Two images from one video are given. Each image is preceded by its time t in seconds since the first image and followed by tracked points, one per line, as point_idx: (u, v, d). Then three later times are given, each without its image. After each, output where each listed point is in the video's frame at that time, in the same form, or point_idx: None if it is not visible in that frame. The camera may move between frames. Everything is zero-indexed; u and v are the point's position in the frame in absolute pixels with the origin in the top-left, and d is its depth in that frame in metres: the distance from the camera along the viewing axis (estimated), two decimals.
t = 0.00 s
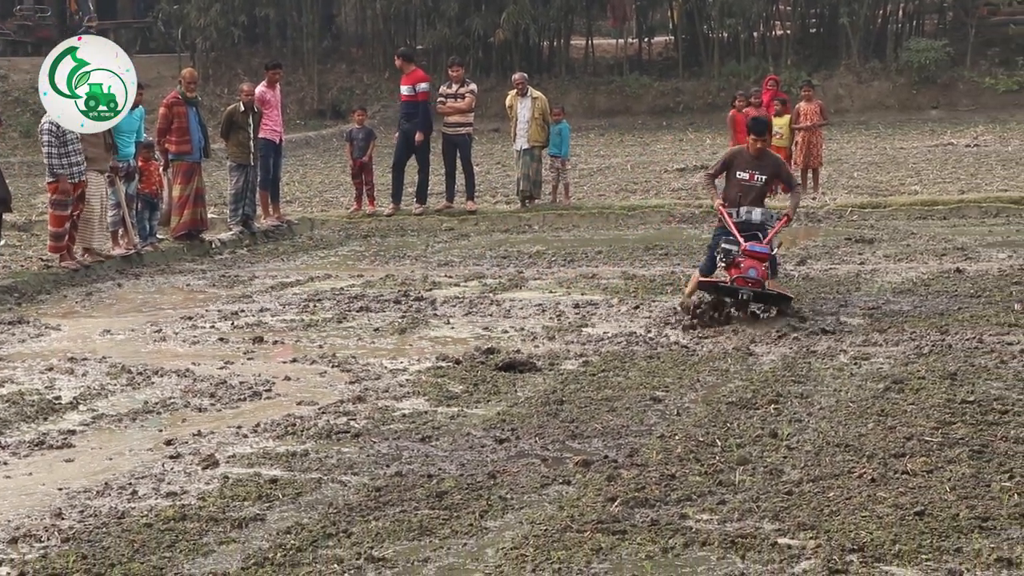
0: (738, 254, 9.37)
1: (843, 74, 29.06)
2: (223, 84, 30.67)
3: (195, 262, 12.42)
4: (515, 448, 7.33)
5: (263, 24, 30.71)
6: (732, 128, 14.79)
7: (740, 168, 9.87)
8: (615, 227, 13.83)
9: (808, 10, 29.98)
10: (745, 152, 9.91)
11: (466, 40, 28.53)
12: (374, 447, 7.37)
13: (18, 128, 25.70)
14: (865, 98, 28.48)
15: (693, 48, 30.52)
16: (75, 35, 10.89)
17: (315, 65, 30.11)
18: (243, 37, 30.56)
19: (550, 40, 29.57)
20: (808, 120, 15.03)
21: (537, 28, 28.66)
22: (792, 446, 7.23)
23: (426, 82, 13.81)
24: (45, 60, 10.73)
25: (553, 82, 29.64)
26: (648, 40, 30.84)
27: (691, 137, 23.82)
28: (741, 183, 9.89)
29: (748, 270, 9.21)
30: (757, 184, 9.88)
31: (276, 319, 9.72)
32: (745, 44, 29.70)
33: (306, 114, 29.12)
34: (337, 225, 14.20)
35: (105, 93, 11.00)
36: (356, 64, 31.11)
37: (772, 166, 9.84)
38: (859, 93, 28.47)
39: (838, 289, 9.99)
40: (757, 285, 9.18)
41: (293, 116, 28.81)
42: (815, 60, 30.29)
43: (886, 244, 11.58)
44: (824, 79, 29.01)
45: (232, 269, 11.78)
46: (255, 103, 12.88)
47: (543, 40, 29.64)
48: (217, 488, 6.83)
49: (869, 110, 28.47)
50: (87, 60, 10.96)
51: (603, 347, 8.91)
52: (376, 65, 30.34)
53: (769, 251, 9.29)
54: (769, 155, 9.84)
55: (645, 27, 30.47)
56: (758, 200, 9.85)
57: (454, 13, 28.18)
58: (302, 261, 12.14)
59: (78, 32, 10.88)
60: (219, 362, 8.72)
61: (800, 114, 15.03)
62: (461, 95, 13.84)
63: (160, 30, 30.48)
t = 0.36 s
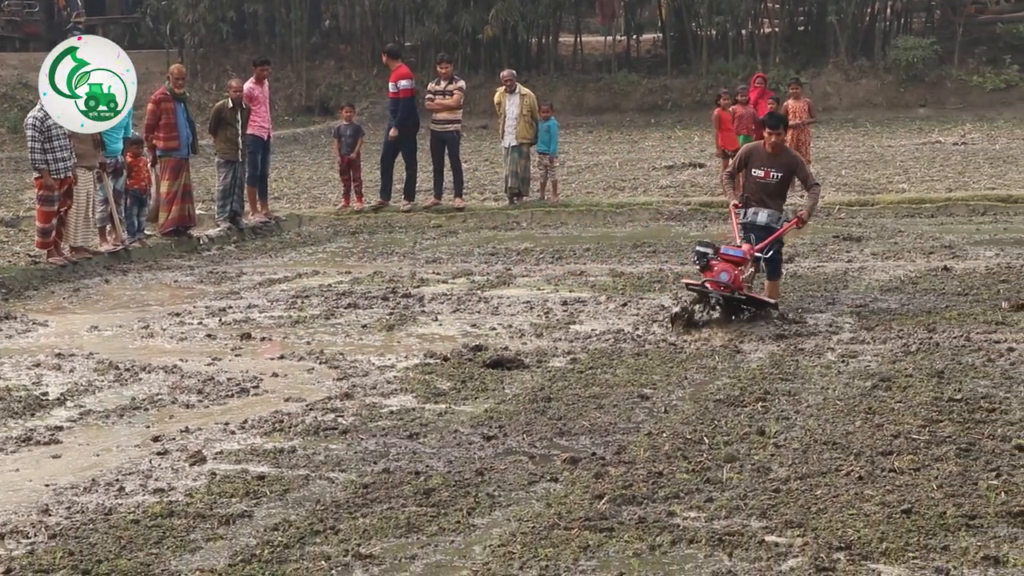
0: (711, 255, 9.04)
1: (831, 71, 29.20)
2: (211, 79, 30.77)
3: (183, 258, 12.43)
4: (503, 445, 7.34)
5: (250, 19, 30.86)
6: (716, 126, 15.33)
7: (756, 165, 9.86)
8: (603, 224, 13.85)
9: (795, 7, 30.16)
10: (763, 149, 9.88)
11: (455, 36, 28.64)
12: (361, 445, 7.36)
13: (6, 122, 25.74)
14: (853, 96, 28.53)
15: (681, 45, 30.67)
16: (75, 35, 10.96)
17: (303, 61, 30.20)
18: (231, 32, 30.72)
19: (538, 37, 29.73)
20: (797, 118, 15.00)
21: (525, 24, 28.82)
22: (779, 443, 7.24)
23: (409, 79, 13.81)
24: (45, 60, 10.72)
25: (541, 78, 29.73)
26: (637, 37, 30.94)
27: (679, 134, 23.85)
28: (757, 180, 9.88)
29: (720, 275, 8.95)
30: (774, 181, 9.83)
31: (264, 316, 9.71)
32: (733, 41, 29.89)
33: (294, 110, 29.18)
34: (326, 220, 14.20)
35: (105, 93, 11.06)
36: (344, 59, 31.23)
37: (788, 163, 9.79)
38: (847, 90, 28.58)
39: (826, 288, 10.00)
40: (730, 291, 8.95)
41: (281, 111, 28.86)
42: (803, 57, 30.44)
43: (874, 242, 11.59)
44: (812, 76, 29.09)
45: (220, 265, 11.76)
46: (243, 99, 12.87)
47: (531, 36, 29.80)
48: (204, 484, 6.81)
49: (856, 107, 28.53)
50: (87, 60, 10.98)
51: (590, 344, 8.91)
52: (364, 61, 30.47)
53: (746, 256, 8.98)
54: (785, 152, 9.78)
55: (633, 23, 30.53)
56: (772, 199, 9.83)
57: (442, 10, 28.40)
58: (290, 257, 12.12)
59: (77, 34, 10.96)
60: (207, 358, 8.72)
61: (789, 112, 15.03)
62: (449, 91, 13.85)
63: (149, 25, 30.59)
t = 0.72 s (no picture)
0: (672, 267, 8.86)
1: (822, 73, 29.28)
2: (204, 81, 30.80)
3: (174, 261, 12.45)
4: (494, 448, 7.33)
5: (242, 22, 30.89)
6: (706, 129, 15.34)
7: (751, 173, 9.56)
8: (594, 226, 13.87)
9: (787, 10, 30.23)
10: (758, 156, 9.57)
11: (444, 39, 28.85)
12: (353, 446, 7.36)
13: None
14: (844, 99, 28.66)
15: (673, 47, 30.71)
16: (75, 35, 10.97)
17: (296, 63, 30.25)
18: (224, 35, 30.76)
19: (531, 39, 29.78)
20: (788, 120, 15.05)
21: (517, 27, 28.90)
22: (770, 446, 7.24)
23: (396, 80, 13.81)
24: (46, 60, 10.68)
25: (532, 80, 29.78)
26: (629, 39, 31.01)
27: (672, 136, 23.87)
28: (754, 188, 9.57)
29: (681, 286, 8.76)
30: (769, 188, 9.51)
31: (255, 318, 9.70)
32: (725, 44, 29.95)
33: (286, 111, 29.24)
34: (320, 222, 14.20)
35: (104, 92, 11.16)
36: (336, 62, 31.25)
37: (784, 168, 9.46)
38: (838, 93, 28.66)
39: (817, 290, 10.01)
40: (694, 299, 8.75)
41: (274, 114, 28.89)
42: (795, 59, 30.51)
43: (865, 244, 11.61)
44: (804, 78, 29.17)
45: (211, 268, 11.76)
46: (234, 101, 12.87)
47: (524, 38, 29.85)
48: (195, 487, 6.80)
49: (848, 109, 28.64)
50: (87, 60, 11.03)
51: (582, 346, 8.92)
52: (356, 64, 30.50)
53: (706, 262, 8.77)
54: (780, 157, 9.45)
55: (625, 26, 30.60)
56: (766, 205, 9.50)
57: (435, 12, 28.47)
58: (281, 259, 12.12)
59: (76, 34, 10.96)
60: (197, 360, 8.71)
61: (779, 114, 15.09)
62: (441, 93, 13.85)
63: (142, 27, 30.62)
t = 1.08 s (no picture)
0: (647, 281, 8.82)
1: (826, 75, 29.32)
2: (208, 84, 30.85)
3: (179, 263, 12.48)
4: (499, 450, 7.33)
5: (246, 24, 30.95)
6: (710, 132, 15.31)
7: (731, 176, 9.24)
8: (598, 228, 13.87)
9: (791, 12, 30.28)
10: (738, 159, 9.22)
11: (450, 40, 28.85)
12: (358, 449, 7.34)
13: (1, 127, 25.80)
14: (848, 101, 28.75)
15: (677, 50, 30.75)
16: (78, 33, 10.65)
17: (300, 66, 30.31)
18: (227, 38, 30.83)
19: (534, 42, 29.83)
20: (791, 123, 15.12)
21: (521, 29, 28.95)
22: (775, 448, 7.24)
23: (399, 81, 13.83)
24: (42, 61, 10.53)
25: (536, 82, 29.86)
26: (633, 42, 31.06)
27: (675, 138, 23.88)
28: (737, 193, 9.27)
29: (658, 297, 8.70)
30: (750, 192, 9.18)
31: (260, 320, 9.71)
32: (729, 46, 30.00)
33: (289, 114, 29.30)
34: (323, 225, 14.22)
35: (106, 91, 10.86)
36: (340, 64, 31.30)
37: (761, 171, 9.10)
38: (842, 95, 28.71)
39: (822, 292, 10.01)
40: (672, 308, 8.71)
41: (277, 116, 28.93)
42: (798, 62, 30.56)
43: (869, 247, 11.61)
44: (808, 81, 29.25)
45: (216, 270, 11.77)
46: (239, 103, 12.88)
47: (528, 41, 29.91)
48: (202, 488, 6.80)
49: (852, 112, 28.72)
50: (87, 59, 10.69)
51: (587, 349, 8.92)
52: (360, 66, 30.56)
53: (679, 273, 8.76)
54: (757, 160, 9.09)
55: (629, 28, 30.66)
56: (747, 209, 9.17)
57: (438, 15, 28.53)
58: (286, 261, 12.13)
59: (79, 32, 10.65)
60: (202, 363, 8.71)
61: (782, 117, 15.15)
62: (445, 95, 13.86)
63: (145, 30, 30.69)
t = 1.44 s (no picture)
0: (638, 283, 8.70)
1: (831, 76, 29.37)
2: (212, 84, 30.91)
3: (184, 262, 12.49)
4: (503, 449, 7.33)
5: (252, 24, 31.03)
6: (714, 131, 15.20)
7: (699, 182, 9.26)
8: (604, 228, 13.88)
9: (797, 12, 30.35)
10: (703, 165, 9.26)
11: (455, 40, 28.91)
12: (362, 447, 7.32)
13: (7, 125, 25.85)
14: (854, 101, 28.81)
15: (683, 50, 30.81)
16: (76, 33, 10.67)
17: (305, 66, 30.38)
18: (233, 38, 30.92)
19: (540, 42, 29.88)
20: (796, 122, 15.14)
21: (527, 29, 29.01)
22: (780, 447, 7.23)
23: (407, 79, 13.88)
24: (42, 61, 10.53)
25: (542, 82, 29.93)
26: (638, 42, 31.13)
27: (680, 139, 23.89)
28: (707, 198, 9.26)
29: (650, 300, 8.60)
30: (721, 195, 9.20)
31: (265, 319, 9.71)
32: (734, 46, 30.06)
33: (295, 114, 29.35)
34: (330, 224, 14.24)
35: (106, 92, 10.86)
36: (345, 65, 31.35)
37: (729, 173, 9.14)
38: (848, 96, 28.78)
39: (827, 292, 10.01)
40: (664, 312, 8.60)
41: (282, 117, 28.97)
42: (804, 62, 30.61)
43: (875, 247, 11.61)
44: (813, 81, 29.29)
45: (221, 269, 11.77)
46: (245, 102, 12.92)
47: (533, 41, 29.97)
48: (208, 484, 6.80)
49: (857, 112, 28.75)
50: (88, 60, 10.70)
51: (592, 348, 8.93)
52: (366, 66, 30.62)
53: (671, 273, 8.62)
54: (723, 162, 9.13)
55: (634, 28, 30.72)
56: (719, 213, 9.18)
57: (444, 15, 28.61)
58: (291, 261, 12.13)
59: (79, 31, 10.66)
60: (208, 361, 8.72)
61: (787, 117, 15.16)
62: (450, 94, 13.86)
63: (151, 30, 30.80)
